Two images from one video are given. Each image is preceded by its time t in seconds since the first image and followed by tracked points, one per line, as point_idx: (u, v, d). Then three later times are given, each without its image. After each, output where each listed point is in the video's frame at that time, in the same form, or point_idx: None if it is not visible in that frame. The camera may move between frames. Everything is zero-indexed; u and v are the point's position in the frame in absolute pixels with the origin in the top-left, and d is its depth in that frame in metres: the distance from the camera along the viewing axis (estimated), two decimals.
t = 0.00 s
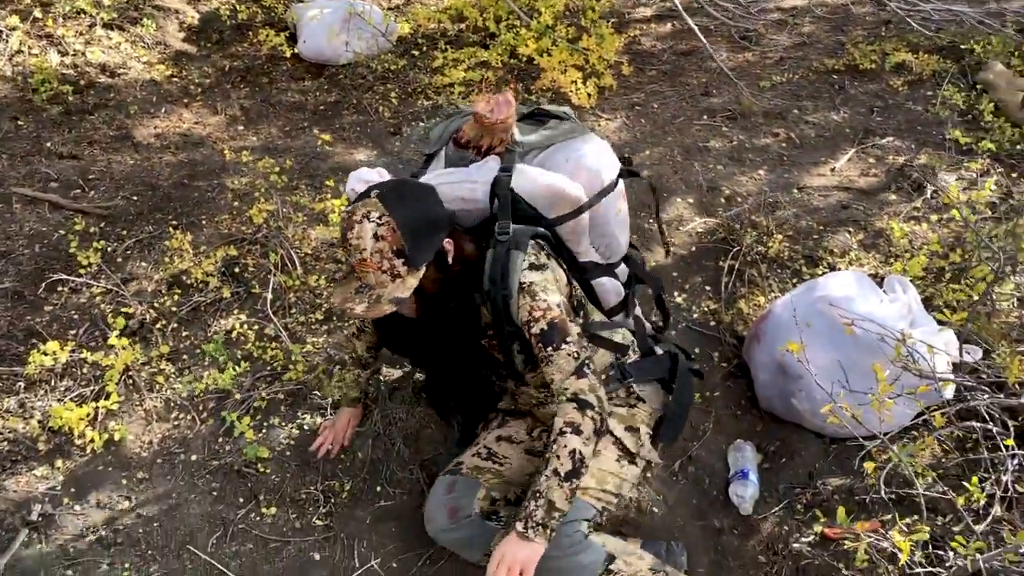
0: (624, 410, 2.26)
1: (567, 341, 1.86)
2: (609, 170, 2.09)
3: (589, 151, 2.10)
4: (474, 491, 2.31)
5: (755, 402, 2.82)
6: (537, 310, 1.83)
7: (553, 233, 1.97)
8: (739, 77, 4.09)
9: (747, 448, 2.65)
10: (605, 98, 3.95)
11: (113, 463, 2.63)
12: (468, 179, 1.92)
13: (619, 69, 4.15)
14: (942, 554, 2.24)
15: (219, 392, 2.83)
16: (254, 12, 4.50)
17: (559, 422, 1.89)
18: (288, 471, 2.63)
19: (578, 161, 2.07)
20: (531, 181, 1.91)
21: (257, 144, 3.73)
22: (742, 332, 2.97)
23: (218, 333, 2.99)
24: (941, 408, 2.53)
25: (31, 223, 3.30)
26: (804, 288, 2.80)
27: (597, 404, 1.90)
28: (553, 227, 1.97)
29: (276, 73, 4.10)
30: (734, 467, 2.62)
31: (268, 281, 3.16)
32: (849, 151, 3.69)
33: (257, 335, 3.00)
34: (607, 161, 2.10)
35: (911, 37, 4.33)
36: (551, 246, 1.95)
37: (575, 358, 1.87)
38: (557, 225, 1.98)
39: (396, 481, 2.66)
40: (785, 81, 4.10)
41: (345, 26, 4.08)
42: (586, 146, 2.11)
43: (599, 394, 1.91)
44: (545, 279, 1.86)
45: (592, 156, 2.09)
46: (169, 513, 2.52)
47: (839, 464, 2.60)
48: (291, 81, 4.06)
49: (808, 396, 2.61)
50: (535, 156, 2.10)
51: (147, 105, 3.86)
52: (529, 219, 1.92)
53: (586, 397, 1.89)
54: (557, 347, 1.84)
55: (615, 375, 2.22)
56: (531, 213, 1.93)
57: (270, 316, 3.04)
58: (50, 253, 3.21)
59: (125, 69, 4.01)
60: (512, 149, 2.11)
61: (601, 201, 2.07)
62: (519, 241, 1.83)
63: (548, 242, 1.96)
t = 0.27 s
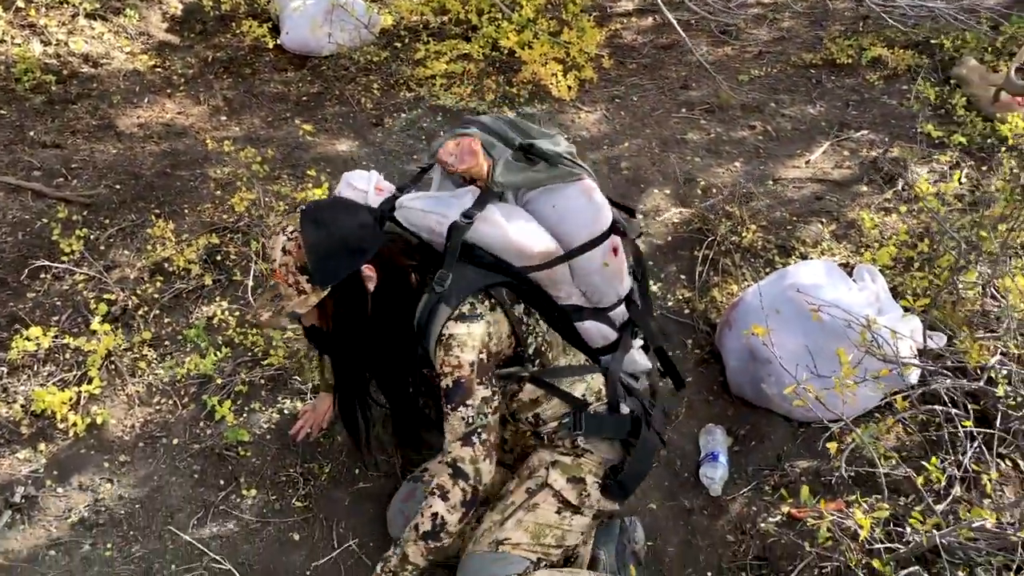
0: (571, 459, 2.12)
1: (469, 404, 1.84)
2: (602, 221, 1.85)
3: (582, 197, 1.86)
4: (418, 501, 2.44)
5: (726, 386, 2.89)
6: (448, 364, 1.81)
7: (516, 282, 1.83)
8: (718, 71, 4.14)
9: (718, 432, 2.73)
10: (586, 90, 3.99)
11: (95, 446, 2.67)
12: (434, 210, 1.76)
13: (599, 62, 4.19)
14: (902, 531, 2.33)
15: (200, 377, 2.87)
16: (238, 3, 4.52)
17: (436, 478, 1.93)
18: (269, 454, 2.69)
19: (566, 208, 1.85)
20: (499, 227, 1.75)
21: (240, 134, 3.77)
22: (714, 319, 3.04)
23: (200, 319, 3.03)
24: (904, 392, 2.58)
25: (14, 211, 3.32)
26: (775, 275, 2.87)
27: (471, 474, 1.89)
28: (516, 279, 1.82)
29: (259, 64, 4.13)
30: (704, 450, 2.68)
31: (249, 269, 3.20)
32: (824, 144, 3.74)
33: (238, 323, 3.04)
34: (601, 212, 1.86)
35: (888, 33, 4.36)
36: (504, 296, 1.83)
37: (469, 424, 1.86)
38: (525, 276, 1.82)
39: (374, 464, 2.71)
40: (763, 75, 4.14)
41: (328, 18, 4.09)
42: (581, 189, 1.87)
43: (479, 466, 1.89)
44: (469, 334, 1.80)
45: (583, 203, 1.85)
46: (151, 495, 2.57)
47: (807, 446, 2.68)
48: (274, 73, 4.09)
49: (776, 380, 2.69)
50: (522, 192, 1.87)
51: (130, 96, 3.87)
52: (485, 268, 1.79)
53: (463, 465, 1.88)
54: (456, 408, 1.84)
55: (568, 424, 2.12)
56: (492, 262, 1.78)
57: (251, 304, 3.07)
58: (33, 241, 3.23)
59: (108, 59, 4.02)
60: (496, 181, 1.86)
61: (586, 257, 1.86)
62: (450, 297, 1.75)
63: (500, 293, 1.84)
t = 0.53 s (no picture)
0: (552, 482, 2.16)
1: (426, 461, 1.91)
2: (581, 276, 1.85)
3: (561, 253, 1.84)
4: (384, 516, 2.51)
5: (712, 382, 2.96)
6: (411, 419, 1.88)
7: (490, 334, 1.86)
8: (711, 74, 4.19)
9: (702, 426, 2.80)
10: (580, 92, 4.06)
11: (94, 433, 2.73)
12: (407, 267, 1.76)
13: (594, 64, 4.25)
14: (878, 521, 2.42)
15: (197, 366, 2.93)
16: (238, 2, 4.57)
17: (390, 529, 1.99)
18: (265, 442, 2.76)
19: (545, 263, 1.84)
20: (473, 286, 1.77)
21: (239, 131, 3.83)
22: (702, 316, 3.10)
23: (198, 310, 3.09)
24: (884, 388, 2.64)
25: (16, 202, 3.37)
26: (761, 274, 2.93)
27: (420, 530, 1.95)
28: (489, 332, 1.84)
29: (258, 62, 4.19)
30: (689, 443, 2.76)
31: (247, 262, 3.26)
32: (813, 147, 3.77)
33: (234, 315, 3.09)
34: (581, 269, 1.85)
35: (879, 40, 4.42)
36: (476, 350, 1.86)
37: (424, 480, 1.93)
38: (499, 327, 1.86)
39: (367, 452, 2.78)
40: (755, 79, 4.18)
41: (327, 17, 4.14)
42: (561, 245, 1.85)
43: (429, 524, 1.95)
44: (432, 391, 1.84)
45: (562, 259, 1.84)
46: (149, 480, 2.63)
47: (789, 440, 2.76)
48: (274, 71, 4.15)
49: (760, 375, 2.76)
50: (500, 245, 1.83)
51: (131, 91, 3.93)
52: (456, 326, 1.80)
53: (415, 516, 1.95)
54: (414, 463, 1.91)
55: (549, 450, 2.20)
56: (464, 319, 1.80)
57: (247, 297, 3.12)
58: (35, 232, 3.29)
59: (109, 55, 4.08)
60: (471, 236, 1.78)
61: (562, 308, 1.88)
62: (414, 360, 1.77)
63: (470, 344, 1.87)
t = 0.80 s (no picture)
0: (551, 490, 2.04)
1: (420, 470, 1.83)
2: (563, 272, 1.75)
3: (538, 249, 1.74)
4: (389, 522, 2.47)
5: (712, 379, 3.01)
6: (402, 428, 1.79)
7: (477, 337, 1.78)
8: (714, 78, 4.23)
9: (702, 421, 2.85)
10: (584, 94, 4.10)
11: (101, 421, 2.77)
12: (382, 278, 1.70)
13: (598, 67, 4.29)
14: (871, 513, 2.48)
15: (203, 358, 2.97)
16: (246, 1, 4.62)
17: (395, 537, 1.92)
18: (270, 432, 2.80)
19: (522, 262, 1.74)
20: (449, 292, 1.69)
21: (245, 128, 3.87)
22: (702, 315, 3.15)
23: (205, 303, 3.13)
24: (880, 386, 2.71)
25: (25, 195, 3.41)
26: (761, 273, 2.98)
27: (420, 539, 1.89)
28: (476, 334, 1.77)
29: (265, 60, 4.24)
30: (688, 438, 2.81)
31: (253, 256, 3.30)
32: (814, 151, 3.81)
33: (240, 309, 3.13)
34: (561, 264, 1.75)
35: (881, 47, 4.47)
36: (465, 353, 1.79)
37: (419, 489, 1.85)
38: (485, 330, 1.78)
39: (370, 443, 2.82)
40: (758, 83, 4.22)
41: (335, 17, 4.19)
42: (537, 242, 1.75)
43: (429, 532, 1.89)
44: (422, 399, 1.76)
45: (542, 255, 1.74)
46: (155, 468, 2.68)
47: (786, 436, 2.81)
48: (280, 69, 4.20)
49: (758, 372, 2.80)
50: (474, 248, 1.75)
51: (139, 88, 3.98)
52: (438, 331, 1.72)
53: (413, 526, 1.88)
54: (408, 472, 1.83)
55: (551, 457, 2.10)
56: (447, 324, 1.72)
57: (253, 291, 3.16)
58: (43, 224, 3.33)
59: (118, 52, 4.12)
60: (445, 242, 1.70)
61: (550, 305, 1.79)
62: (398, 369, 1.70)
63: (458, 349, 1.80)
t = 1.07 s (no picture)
0: (530, 507, 2.07)
1: (405, 459, 1.77)
2: (553, 263, 1.71)
3: (528, 238, 1.71)
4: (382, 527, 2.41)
5: (716, 378, 3.03)
6: (385, 417, 1.73)
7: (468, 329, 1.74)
8: (719, 81, 4.26)
9: (706, 420, 2.87)
10: (590, 95, 4.13)
11: (110, 414, 2.80)
12: (373, 261, 1.70)
13: (604, 68, 4.32)
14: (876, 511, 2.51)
15: (211, 352, 2.99)
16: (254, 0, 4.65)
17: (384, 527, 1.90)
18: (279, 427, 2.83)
19: (512, 251, 1.70)
20: (435, 278, 1.66)
21: (254, 126, 3.90)
22: (707, 315, 3.17)
23: (213, 298, 3.15)
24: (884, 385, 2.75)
25: (35, 190, 3.43)
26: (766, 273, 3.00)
27: (409, 530, 1.85)
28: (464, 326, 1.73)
29: (273, 59, 4.27)
30: (693, 436, 2.84)
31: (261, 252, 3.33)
32: (818, 154, 3.83)
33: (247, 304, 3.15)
34: (551, 252, 1.71)
35: (886, 51, 4.49)
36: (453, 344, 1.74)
37: (404, 479, 1.79)
38: (474, 321, 1.74)
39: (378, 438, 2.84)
40: (763, 86, 4.25)
41: (342, 16, 4.21)
42: (528, 230, 1.71)
43: (417, 523, 1.84)
44: (404, 387, 1.69)
45: (532, 242, 1.70)
46: (164, 461, 2.71)
47: (790, 435, 2.84)
48: (288, 68, 4.23)
49: (763, 371, 2.82)
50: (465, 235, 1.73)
51: (148, 85, 4.00)
52: (424, 319, 1.69)
53: (401, 518, 1.84)
54: (392, 462, 1.77)
55: (541, 471, 2.05)
56: (434, 311, 1.69)
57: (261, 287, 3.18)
58: (53, 219, 3.35)
59: (127, 49, 4.15)
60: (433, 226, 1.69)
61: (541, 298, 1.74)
62: (381, 354, 1.66)
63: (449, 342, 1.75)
